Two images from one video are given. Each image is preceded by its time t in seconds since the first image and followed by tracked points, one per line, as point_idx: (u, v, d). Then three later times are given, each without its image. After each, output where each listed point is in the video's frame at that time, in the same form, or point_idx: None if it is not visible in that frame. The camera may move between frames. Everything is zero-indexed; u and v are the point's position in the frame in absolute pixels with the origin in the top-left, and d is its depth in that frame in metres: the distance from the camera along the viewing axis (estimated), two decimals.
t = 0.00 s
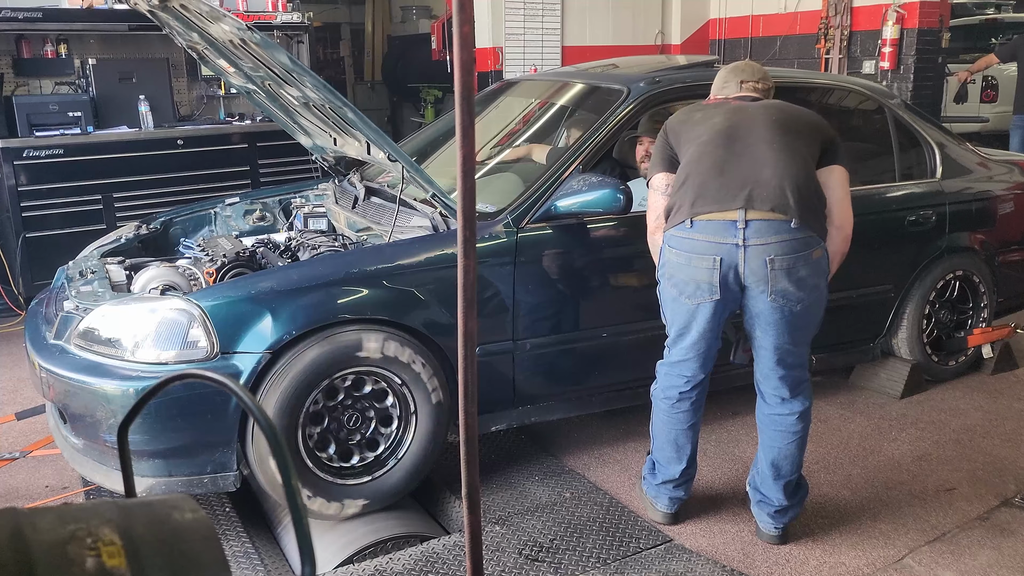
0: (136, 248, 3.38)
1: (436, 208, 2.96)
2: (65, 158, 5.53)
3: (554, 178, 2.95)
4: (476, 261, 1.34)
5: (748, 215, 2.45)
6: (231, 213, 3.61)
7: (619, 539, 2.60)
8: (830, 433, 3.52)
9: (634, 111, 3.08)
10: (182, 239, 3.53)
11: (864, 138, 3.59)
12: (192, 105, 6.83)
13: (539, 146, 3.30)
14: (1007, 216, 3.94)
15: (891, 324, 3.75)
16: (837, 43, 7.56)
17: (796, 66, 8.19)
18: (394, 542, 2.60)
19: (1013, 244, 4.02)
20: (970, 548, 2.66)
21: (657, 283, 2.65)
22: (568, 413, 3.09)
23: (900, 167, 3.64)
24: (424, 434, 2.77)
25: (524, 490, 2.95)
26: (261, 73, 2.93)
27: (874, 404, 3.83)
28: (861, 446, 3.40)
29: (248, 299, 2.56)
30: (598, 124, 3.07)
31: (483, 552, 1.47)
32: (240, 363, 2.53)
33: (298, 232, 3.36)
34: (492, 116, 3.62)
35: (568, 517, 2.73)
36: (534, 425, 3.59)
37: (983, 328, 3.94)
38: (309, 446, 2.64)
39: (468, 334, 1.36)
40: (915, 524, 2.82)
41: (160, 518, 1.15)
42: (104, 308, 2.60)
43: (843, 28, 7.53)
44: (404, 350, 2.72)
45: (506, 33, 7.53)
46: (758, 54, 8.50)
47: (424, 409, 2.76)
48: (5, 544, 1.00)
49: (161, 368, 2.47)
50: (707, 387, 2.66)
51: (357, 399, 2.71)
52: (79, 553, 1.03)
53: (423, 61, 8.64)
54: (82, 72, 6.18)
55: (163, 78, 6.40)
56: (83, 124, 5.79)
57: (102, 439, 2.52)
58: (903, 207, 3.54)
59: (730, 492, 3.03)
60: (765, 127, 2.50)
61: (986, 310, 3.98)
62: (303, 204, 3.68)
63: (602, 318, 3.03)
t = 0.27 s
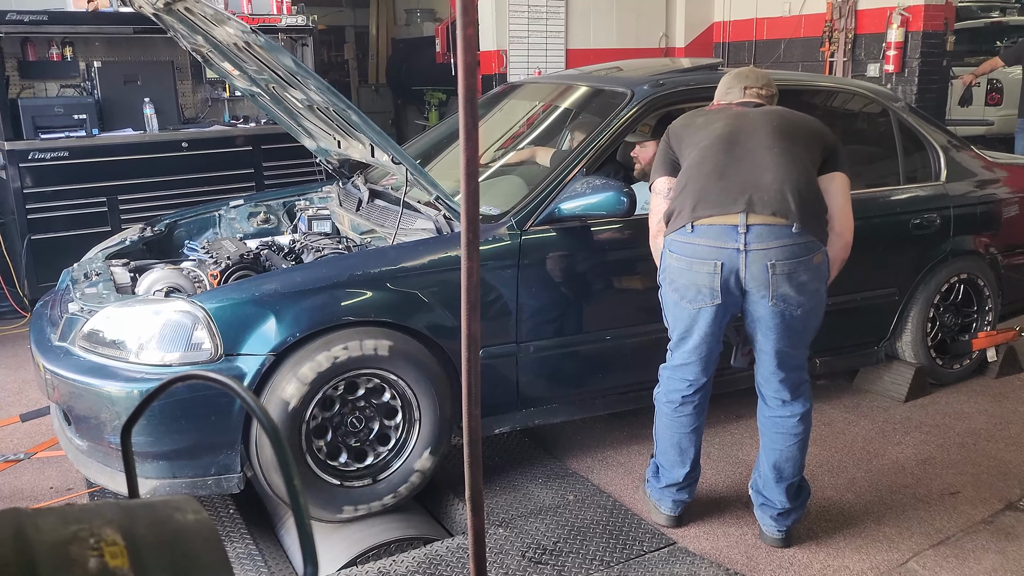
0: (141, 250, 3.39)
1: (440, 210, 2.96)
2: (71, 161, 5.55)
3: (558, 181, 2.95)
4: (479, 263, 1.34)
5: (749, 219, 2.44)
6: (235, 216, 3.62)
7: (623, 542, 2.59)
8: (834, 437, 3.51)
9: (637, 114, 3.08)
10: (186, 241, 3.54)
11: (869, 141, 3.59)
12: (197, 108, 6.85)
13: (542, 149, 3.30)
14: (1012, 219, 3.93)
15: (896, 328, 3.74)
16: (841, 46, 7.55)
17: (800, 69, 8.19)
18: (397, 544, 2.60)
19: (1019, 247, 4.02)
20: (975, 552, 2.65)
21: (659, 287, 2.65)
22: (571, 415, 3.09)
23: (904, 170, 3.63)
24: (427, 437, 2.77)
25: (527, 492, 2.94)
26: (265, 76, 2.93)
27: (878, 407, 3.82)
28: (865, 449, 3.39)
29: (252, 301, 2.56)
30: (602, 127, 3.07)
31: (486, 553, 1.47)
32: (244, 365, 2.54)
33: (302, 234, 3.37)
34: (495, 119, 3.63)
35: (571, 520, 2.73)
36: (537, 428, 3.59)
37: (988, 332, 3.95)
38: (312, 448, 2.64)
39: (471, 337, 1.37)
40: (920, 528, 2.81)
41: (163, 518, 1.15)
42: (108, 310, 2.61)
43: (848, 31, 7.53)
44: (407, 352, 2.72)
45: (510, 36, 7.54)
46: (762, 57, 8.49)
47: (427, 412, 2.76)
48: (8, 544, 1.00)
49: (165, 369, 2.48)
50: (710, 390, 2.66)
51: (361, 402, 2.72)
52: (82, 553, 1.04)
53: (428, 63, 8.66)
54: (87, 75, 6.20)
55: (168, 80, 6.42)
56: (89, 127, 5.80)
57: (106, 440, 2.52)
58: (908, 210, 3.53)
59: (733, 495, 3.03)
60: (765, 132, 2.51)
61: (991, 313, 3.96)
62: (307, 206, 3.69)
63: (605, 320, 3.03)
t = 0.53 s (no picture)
0: (149, 254, 3.40)
1: (447, 214, 2.96)
2: (79, 164, 5.57)
3: (564, 185, 2.95)
4: (486, 269, 1.35)
5: (753, 226, 2.44)
6: (242, 219, 3.64)
7: (629, 546, 2.59)
8: (841, 441, 3.51)
9: (644, 118, 3.08)
10: (193, 245, 3.55)
11: (875, 145, 3.58)
12: (204, 112, 6.88)
13: (549, 153, 3.31)
14: (1019, 223, 3.92)
15: (903, 332, 3.73)
16: (848, 49, 7.54)
17: (806, 73, 8.18)
18: (404, 548, 2.59)
19: None
20: (982, 558, 2.64)
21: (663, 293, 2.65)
22: (577, 419, 3.09)
23: (911, 174, 3.62)
24: (433, 441, 2.78)
25: (533, 497, 2.94)
26: (272, 80, 2.92)
27: (885, 412, 3.81)
28: (872, 454, 3.38)
29: (259, 304, 2.57)
30: (608, 131, 3.07)
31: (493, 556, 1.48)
32: (252, 368, 2.54)
33: (309, 238, 3.38)
34: (502, 123, 3.64)
35: (577, 524, 2.73)
36: (543, 432, 3.59)
37: (994, 337, 3.95)
38: (319, 451, 2.64)
39: (478, 342, 1.37)
40: (927, 534, 2.80)
41: (173, 523, 1.15)
42: (116, 313, 2.62)
43: (855, 35, 7.52)
44: (414, 356, 2.72)
45: (516, 40, 7.55)
46: (768, 61, 8.48)
47: (433, 415, 2.77)
48: (21, 548, 1.01)
49: (172, 373, 2.49)
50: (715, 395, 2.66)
51: (368, 405, 2.72)
52: (94, 556, 1.04)
53: (434, 67, 8.68)
54: (96, 79, 6.23)
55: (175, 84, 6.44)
56: (97, 130, 5.83)
57: (114, 443, 2.53)
58: (914, 214, 3.53)
59: (739, 499, 3.02)
60: (770, 137, 2.51)
61: (998, 317, 3.96)
62: (314, 210, 3.70)
63: (611, 324, 3.03)
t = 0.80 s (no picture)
0: (155, 259, 3.42)
1: (453, 219, 2.97)
2: (86, 169, 5.59)
3: (570, 190, 2.96)
4: (493, 273, 1.35)
5: (763, 229, 2.43)
6: (249, 224, 3.65)
7: (635, 552, 2.59)
8: (847, 446, 3.50)
9: (649, 123, 3.09)
10: (200, 250, 3.56)
11: (881, 150, 3.58)
12: (211, 117, 6.90)
13: (554, 158, 3.31)
14: None
15: (909, 337, 3.73)
16: (853, 54, 7.54)
17: (811, 78, 8.19)
18: (410, 552, 2.59)
19: None
20: (989, 563, 2.64)
21: (670, 298, 2.64)
22: (582, 424, 3.09)
23: (917, 179, 3.62)
24: (439, 445, 2.78)
25: (538, 502, 2.94)
26: (279, 85, 2.95)
27: (891, 417, 3.80)
28: (879, 459, 3.37)
29: (266, 309, 2.58)
30: (613, 136, 3.08)
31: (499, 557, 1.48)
32: (257, 373, 2.55)
33: (315, 243, 3.38)
34: (507, 128, 3.65)
35: (583, 529, 2.72)
36: (549, 436, 3.59)
37: (1001, 342, 3.94)
38: (325, 456, 2.65)
39: (485, 346, 1.38)
40: (934, 539, 2.79)
41: (185, 526, 1.16)
42: (123, 318, 2.63)
43: (860, 40, 7.51)
44: (419, 361, 2.72)
45: (521, 46, 7.56)
46: (773, 66, 8.49)
47: (439, 420, 2.77)
48: (34, 550, 1.01)
49: (179, 377, 2.49)
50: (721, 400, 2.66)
51: (374, 410, 2.73)
52: (106, 559, 1.04)
53: (439, 72, 8.70)
54: (103, 84, 6.27)
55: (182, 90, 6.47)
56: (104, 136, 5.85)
57: (121, 448, 2.54)
58: (920, 219, 3.52)
59: (745, 504, 3.02)
60: (774, 142, 2.52)
61: (1005, 322, 3.95)
62: (320, 215, 3.71)
63: (617, 329, 3.03)
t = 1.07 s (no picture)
0: (158, 263, 3.43)
1: (455, 224, 2.97)
2: (90, 174, 5.61)
3: (572, 195, 2.96)
4: (495, 278, 1.36)
5: (767, 235, 2.44)
6: (251, 229, 3.66)
7: (637, 556, 2.59)
8: (850, 451, 3.50)
9: (651, 128, 3.09)
10: (203, 254, 3.57)
11: (884, 154, 3.58)
12: (214, 122, 6.93)
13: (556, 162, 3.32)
14: None
15: (911, 341, 3.72)
16: (855, 58, 7.55)
17: (813, 82, 8.19)
18: (412, 557, 2.59)
19: None
20: (992, 568, 2.63)
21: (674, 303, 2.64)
22: (584, 428, 3.09)
23: (919, 183, 3.62)
24: (442, 450, 2.78)
25: (540, 506, 2.94)
26: (282, 91, 2.96)
27: (894, 421, 3.80)
28: (881, 464, 3.37)
29: (269, 313, 2.58)
30: (615, 140, 3.08)
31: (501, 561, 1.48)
32: (260, 377, 2.55)
33: (317, 247, 3.39)
34: (509, 133, 3.65)
35: (585, 533, 2.72)
36: (551, 441, 3.59)
37: (1005, 346, 3.94)
38: (328, 461, 2.65)
39: (488, 350, 1.38)
40: (937, 544, 2.79)
41: (189, 530, 1.16)
42: (127, 322, 2.64)
43: (862, 44, 7.55)
44: (423, 366, 2.73)
45: (524, 50, 7.58)
46: (775, 70, 8.50)
47: (442, 424, 2.77)
48: (41, 555, 1.02)
49: (182, 381, 2.50)
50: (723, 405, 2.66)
51: (377, 414, 2.73)
52: (112, 563, 1.05)
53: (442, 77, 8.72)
54: (106, 89, 6.29)
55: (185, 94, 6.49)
56: (107, 140, 5.86)
57: (124, 452, 2.55)
58: (923, 223, 3.52)
59: (747, 509, 3.02)
60: (776, 147, 2.52)
61: (1008, 326, 3.95)
62: (322, 219, 3.72)
63: (619, 333, 3.04)
